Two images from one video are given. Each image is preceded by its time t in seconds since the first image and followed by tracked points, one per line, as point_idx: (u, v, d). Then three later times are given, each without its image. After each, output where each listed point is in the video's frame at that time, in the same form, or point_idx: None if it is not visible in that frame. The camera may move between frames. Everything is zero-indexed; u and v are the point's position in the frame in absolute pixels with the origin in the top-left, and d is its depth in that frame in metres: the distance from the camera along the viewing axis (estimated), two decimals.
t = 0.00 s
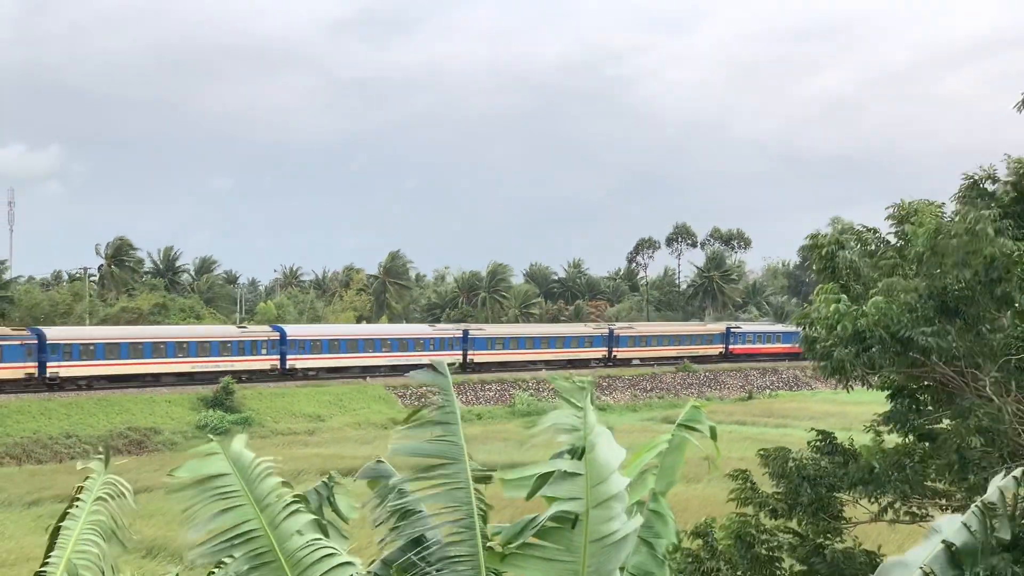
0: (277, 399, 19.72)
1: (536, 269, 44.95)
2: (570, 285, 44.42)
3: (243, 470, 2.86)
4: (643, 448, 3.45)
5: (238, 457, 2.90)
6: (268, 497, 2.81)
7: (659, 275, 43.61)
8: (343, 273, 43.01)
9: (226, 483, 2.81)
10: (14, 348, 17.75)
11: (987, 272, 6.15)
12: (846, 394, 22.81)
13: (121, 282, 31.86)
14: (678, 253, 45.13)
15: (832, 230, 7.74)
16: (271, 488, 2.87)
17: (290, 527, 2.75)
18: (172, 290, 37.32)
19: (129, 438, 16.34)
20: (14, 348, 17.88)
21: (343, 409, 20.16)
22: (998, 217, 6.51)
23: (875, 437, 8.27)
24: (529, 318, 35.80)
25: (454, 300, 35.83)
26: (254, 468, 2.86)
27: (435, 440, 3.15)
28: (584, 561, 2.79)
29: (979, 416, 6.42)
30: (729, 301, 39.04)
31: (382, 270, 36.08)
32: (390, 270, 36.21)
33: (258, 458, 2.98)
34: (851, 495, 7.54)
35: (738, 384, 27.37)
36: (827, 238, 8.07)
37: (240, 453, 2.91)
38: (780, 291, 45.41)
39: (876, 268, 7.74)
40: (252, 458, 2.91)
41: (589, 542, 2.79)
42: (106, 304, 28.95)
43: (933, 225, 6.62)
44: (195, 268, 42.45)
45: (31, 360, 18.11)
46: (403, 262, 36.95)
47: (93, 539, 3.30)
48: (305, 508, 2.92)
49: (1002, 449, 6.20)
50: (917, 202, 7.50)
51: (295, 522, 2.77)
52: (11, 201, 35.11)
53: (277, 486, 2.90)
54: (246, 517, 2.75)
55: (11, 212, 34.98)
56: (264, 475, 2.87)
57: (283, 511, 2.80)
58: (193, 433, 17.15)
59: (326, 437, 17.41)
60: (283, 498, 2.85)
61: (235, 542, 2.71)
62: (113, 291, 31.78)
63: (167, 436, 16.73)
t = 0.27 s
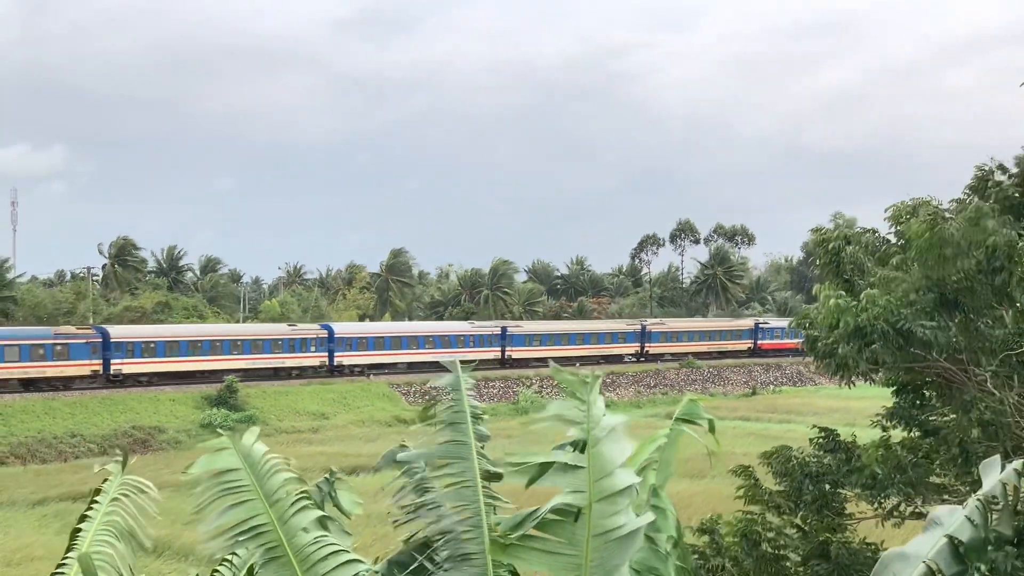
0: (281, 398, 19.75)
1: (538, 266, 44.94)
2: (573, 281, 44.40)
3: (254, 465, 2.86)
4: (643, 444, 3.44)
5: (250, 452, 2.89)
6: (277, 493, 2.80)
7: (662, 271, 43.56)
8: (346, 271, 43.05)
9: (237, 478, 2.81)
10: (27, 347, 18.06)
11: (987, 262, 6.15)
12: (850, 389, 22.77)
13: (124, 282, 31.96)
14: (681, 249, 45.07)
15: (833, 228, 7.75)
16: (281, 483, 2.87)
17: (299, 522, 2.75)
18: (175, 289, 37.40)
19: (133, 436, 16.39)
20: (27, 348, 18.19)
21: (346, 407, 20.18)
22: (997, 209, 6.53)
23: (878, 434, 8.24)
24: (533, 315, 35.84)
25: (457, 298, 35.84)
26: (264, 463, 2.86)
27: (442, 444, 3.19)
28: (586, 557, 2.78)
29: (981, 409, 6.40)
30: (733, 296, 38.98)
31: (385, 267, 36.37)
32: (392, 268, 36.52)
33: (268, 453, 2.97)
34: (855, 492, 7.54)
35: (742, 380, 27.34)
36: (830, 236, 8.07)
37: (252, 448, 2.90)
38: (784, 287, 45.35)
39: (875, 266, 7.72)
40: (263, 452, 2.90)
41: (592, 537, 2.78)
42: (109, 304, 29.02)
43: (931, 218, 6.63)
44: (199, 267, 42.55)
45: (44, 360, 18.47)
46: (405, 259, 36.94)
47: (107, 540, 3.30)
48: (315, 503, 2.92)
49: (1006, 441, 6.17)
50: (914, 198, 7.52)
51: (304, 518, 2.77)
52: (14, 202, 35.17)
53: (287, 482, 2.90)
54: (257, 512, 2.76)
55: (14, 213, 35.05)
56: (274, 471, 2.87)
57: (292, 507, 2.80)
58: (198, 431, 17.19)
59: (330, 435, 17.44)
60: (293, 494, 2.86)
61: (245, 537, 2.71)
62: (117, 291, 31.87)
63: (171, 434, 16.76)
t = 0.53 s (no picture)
0: (284, 397, 19.76)
1: (541, 265, 44.89)
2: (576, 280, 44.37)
3: (256, 465, 2.85)
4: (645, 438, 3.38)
5: (251, 452, 2.89)
6: (281, 491, 2.81)
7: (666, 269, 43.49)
8: (349, 270, 43.04)
9: (240, 478, 2.81)
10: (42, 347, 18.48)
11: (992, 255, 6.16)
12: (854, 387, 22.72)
13: (127, 282, 32.00)
14: (685, 247, 44.98)
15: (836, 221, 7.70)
16: (284, 482, 2.87)
17: (304, 521, 2.76)
18: (179, 290, 37.45)
19: (137, 436, 16.42)
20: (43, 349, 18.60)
21: (350, 406, 20.19)
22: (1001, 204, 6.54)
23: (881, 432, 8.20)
24: (536, 313, 35.83)
25: (460, 296, 35.79)
26: (267, 463, 2.86)
27: (454, 443, 3.21)
28: (589, 554, 2.76)
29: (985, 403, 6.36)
30: (737, 294, 38.92)
31: (387, 266, 36.10)
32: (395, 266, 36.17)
33: (270, 453, 2.97)
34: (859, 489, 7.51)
35: (746, 377, 27.30)
36: (832, 230, 8.04)
37: (254, 448, 2.90)
38: (787, 284, 45.28)
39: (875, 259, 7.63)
40: (265, 452, 2.90)
41: (594, 533, 2.77)
42: (113, 304, 29.08)
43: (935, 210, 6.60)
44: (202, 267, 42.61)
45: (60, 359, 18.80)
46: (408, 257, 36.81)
47: (121, 542, 3.30)
48: (320, 501, 2.92)
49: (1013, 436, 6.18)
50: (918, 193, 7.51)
51: (307, 517, 2.78)
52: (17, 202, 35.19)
53: (290, 480, 2.90)
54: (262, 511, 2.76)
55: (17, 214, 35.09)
56: (277, 469, 2.87)
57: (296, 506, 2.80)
58: (202, 431, 17.22)
59: (333, 434, 17.44)
60: (297, 492, 2.86)
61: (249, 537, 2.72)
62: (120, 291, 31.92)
63: (175, 434, 16.79)
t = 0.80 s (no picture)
0: (286, 398, 19.77)
1: (543, 264, 44.89)
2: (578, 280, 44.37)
3: (256, 466, 2.86)
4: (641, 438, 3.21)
5: (251, 452, 2.91)
6: (280, 491, 2.81)
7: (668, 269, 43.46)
8: (351, 270, 43.07)
9: (239, 477, 2.82)
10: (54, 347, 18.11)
11: (997, 250, 6.19)
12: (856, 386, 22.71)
13: (129, 283, 32.03)
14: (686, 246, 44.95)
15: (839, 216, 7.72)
16: (283, 481, 2.87)
17: (302, 519, 2.76)
18: (181, 290, 37.48)
19: (140, 438, 16.44)
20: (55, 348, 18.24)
21: (351, 407, 20.21)
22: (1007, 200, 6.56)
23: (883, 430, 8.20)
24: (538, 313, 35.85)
25: (461, 296, 35.80)
26: (266, 463, 2.87)
27: (460, 442, 3.23)
28: (581, 551, 2.57)
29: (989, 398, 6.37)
30: (738, 293, 38.92)
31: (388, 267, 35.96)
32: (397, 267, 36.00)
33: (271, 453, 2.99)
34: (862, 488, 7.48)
35: (747, 376, 27.29)
36: (834, 227, 8.05)
37: (253, 448, 2.92)
38: (789, 282, 45.26)
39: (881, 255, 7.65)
40: (265, 452, 2.92)
41: (586, 530, 2.57)
42: (115, 305, 29.12)
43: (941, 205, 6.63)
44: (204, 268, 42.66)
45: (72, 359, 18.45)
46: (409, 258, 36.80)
47: (127, 547, 3.30)
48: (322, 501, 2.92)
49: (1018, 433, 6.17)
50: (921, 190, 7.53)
51: (306, 516, 2.77)
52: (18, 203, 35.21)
53: (290, 480, 2.90)
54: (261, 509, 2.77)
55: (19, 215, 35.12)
56: (276, 468, 2.87)
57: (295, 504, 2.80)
58: (204, 432, 17.24)
59: (336, 435, 17.45)
60: (296, 491, 2.86)
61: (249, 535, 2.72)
62: (122, 292, 31.95)
63: (177, 436, 16.81)
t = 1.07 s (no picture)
0: (285, 399, 19.77)
1: (542, 265, 44.87)
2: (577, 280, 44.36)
3: (254, 465, 2.87)
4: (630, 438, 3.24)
5: (249, 453, 2.92)
6: (278, 491, 2.82)
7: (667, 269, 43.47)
8: (350, 270, 43.05)
9: (237, 477, 2.82)
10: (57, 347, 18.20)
11: (998, 246, 6.25)
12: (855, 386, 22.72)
13: (128, 283, 32.00)
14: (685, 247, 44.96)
15: (838, 217, 7.74)
16: (282, 481, 2.88)
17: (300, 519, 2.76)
18: (180, 291, 37.44)
19: (139, 438, 16.44)
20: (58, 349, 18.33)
21: (351, 407, 20.21)
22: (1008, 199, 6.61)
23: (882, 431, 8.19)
24: (537, 314, 35.90)
25: (460, 297, 35.80)
26: (267, 463, 2.87)
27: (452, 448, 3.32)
28: (560, 549, 2.61)
29: (990, 395, 6.41)
30: (737, 294, 38.95)
31: (388, 268, 36.05)
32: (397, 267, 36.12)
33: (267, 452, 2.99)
34: (861, 489, 7.47)
35: (747, 377, 27.29)
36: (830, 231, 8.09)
37: (253, 449, 2.92)
38: (788, 283, 45.30)
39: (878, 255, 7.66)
40: (263, 452, 2.92)
41: (560, 528, 2.61)
42: (115, 305, 29.11)
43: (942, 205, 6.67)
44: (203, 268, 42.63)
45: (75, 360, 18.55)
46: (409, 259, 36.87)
47: (127, 554, 3.27)
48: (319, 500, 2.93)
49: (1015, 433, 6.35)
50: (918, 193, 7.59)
51: (304, 516, 2.78)
52: (17, 203, 35.16)
53: (288, 479, 2.90)
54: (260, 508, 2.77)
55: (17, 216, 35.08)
56: (276, 468, 2.88)
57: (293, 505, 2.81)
58: (203, 433, 17.24)
59: (335, 436, 17.44)
60: (293, 491, 2.86)
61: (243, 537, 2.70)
62: (121, 292, 31.94)
63: (177, 436, 16.80)
